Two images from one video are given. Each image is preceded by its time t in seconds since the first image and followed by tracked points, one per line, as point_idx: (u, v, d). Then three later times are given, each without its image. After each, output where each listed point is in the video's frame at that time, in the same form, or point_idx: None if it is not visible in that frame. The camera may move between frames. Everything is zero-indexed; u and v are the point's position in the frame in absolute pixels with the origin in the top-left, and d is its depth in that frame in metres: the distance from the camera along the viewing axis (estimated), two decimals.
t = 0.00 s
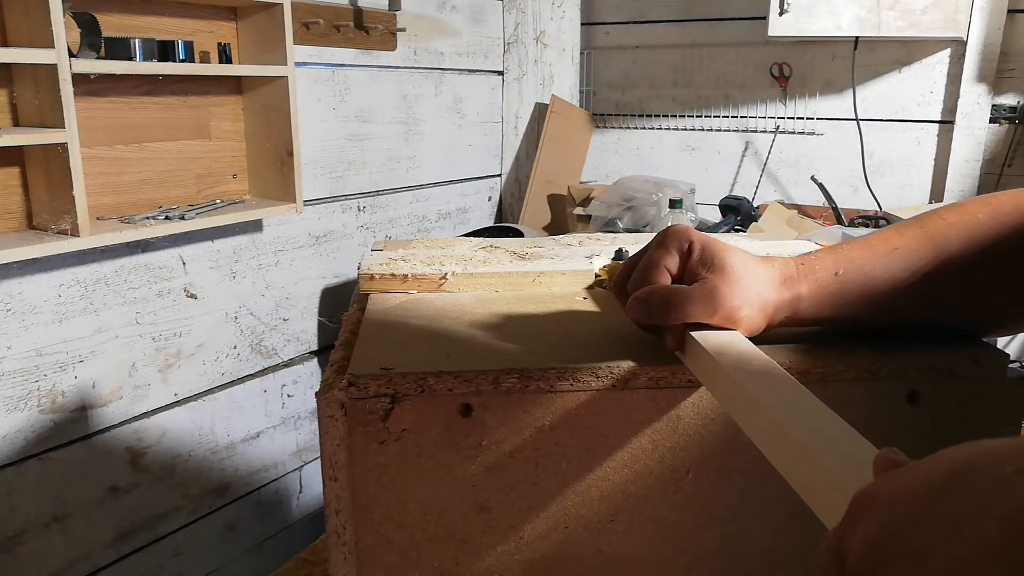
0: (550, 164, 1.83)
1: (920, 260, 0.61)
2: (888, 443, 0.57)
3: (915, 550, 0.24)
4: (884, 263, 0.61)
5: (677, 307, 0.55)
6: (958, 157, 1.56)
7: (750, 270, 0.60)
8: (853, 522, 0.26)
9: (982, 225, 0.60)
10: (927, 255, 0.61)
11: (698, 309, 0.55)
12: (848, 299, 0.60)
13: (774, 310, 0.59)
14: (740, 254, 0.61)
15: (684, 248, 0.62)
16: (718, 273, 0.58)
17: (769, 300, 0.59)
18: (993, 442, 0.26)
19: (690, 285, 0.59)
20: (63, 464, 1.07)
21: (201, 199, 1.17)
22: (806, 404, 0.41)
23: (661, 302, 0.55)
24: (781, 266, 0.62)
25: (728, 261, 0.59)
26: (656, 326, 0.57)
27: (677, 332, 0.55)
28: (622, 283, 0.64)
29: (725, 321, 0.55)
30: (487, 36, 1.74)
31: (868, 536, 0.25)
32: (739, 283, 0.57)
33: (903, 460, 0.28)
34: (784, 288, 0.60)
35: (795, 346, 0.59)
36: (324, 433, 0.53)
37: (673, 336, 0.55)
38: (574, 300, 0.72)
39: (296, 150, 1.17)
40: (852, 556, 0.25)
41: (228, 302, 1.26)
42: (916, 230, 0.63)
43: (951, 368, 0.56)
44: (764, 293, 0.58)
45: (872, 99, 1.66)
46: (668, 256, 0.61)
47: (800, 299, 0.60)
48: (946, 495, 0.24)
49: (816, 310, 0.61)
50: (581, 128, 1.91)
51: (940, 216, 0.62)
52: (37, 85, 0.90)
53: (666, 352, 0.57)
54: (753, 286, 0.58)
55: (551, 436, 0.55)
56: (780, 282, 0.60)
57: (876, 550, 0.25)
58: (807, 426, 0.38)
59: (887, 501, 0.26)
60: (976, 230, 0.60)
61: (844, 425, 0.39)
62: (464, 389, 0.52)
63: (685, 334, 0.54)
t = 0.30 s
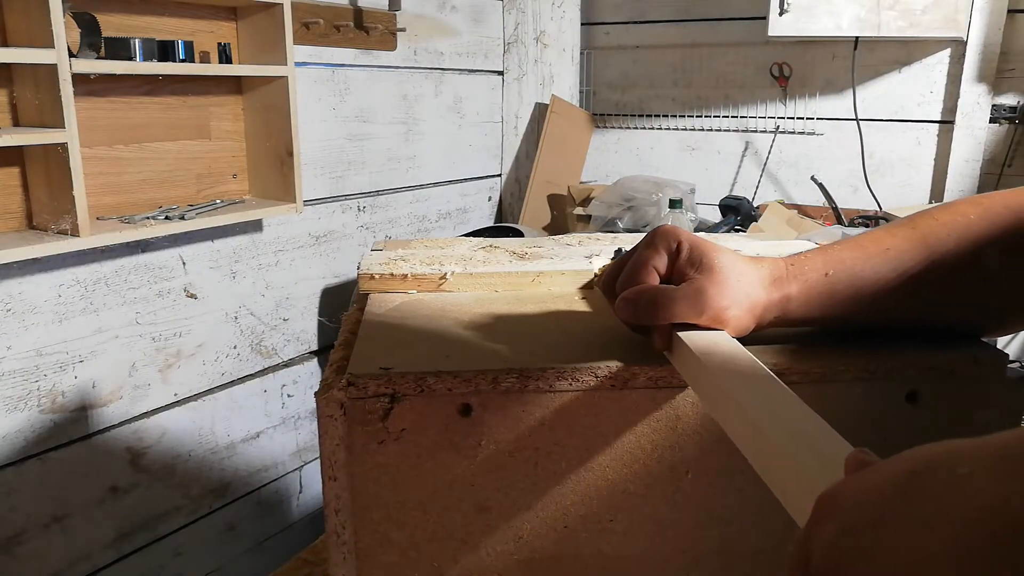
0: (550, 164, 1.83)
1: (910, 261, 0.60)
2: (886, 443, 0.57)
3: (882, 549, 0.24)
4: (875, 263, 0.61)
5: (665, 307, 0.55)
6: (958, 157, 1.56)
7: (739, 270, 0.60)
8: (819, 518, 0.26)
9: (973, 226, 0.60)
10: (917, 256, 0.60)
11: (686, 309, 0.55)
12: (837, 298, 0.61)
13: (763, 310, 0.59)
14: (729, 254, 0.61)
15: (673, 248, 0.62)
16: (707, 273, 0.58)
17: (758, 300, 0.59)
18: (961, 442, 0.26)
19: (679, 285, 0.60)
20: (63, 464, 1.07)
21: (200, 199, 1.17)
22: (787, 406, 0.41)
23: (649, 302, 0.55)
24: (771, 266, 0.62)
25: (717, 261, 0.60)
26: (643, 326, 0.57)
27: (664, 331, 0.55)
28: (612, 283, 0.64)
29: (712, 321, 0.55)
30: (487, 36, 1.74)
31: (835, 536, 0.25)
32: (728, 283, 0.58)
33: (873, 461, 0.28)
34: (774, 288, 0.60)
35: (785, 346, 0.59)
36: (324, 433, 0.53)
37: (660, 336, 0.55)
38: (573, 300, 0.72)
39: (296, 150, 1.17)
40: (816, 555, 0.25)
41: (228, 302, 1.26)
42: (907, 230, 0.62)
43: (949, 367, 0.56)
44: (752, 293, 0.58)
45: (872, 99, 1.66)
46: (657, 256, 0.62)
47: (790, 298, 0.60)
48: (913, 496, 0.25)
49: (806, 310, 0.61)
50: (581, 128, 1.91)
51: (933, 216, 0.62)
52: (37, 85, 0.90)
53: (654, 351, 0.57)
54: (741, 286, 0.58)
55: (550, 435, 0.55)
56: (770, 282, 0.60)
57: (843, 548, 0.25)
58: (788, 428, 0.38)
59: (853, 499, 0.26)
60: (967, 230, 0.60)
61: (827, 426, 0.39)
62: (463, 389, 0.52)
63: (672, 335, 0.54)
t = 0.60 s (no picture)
0: (550, 164, 1.83)
1: (904, 261, 0.61)
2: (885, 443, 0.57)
3: (853, 550, 0.25)
4: (867, 263, 0.61)
5: (656, 307, 0.55)
6: (957, 157, 1.56)
7: (729, 270, 0.60)
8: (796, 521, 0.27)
9: (968, 226, 0.60)
10: (911, 256, 0.61)
11: (676, 309, 0.55)
12: (830, 299, 0.61)
13: (754, 310, 0.59)
14: (721, 254, 0.61)
15: (664, 248, 0.62)
16: (698, 273, 0.59)
17: (749, 301, 0.59)
18: (937, 441, 0.27)
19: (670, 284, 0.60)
20: (64, 465, 1.07)
21: (200, 199, 1.17)
22: (771, 409, 0.41)
23: (640, 302, 0.55)
24: (763, 266, 0.62)
25: (708, 261, 0.60)
26: (633, 326, 0.57)
27: (655, 332, 0.55)
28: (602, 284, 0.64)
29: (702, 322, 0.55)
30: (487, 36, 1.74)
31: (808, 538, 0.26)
32: (719, 283, 0.58)
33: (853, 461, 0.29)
34: (765, 288, 0.60)
35: (776, 345, 0.59)
36: (323, 433, 0.53)
37: (650, 336, 0.55)
38: (573, 300, 0.72)
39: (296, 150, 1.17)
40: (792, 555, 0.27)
41: (228, 302, 1.26)
42: (901, 231, 0.62)
43: (948, 367, 0.56)
44: (743, 293, 0.59)
45: (872, 98, 1.66)
46: (648, 256, 0.62)
47: (781, 299, 0.60)
48: (883, 496, 0.25)
49: (797, 310, 0.61)
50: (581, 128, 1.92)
51: (927, 216, 0.62)
52: (37, 84, 0.90)
53: (644, 351, 0.57)
54: (732, 287, 0.58)
55: (550, 435, 0.55)
56: (761, 281, 0.60)
57: (814, 550, 0.26)
58: (774, 432, 0.38)
59: (825, 503, 0.27)
60: (961, 231, 0.60)
61: (813, 427, 0.39)
62: (462, 389, 0.52)
63: (663, 335, 0.54)
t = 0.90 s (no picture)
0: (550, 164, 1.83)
1: (898, 261, 0.61)
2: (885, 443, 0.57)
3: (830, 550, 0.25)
4: (861, 264, 0.61)
5: (650, 307, 0.55)
6: (957, 157, 1.56)
7: (722, 270, 0.60)
8: (775, 523, 0.28)
9: (962, 227, 0.60)
10: (905, 257, 0.61)
11: (669, 309, 0.55)
12: (824, 299, 0.61)
13: (748, 310, 0.59)
14: (715, 254, 0.61)
15: (657, 248, 0.62)
16: (692, 274, 0.59)
17: (742, 301, 0.59)
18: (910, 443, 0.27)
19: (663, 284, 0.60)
20: (63, 464, 1.07)
21: (200, 199, 1.17)
22: (761, 408, 0.41)
23: (633, 302, 0.55)
24: (756, 266, 0.62)
25: (702, 261, 0.60)
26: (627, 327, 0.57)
27: (648, 332, 0.55)
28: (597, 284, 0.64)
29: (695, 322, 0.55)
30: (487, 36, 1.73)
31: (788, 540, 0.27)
32: (712, 283, 0.58)
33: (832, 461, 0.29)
34: (759, 288, 0.60)
35: (773, 345, 0.59)
36: (323, 432, 0.53)
37: (643, 337, 0.55)
38: (572, 300, 0.72)
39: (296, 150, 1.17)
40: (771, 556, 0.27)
41: (228, 302, 1.26)
42: (895, 231, 0.62)
43: (948, 367, 0.56)
44: (737, 293, 0.59)
45: (872, 98, 1.66)
46: (641, 256, 0.62)
47: (775, 298, 0.60)
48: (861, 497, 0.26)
49: (791, 310, 0.61)
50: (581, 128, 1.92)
51: (922, 216, 0.62)
52: (37, 84, 0.90)
53: (637, 351, 0.57)
54: (725, 287, 0.58)
55: (549, 435, 0.55)
56: (755, 282, 0.60)
57: (795, 552, 0.26)
58: (763, 431, 0.38)
59: (805, 502, 0.27)
60: (955, 231, 0.60)
61: (801, 426, 0.39)
62: (462, 389, 0.52)
63: (656, 335, 0.54)
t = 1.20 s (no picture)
0: (550, 164, 1.83)
1: (892, 261, 0.61)
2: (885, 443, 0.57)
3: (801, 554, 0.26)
4: (853, 265, 0.61)
5: (642, 307, 0.55)
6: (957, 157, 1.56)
7: (715, 270, 0.60)
8: (755, 523, 0.29)
9: (955, 226, 0.60)
10: (899, 256, 0.61)
11: (662, 309, 0.55)
12: (817, 300, 0.61)
13: (740, 311, 0.59)
14: (707, 254, 0.62)
15: (650, 248, 0.62)
16: (684, 274, 0.59)
17: (735, 301, 0.59)
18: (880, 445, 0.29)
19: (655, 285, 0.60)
20: (64, 464, 1.07)
21: (200, 199, 1.17)
22: (751, 403, 0.41)
23: (625, 302, 0.55)
24: (749, 267, 0.62)
25: (695, 262, 0.60)
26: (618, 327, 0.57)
27: (640, 332, 0.55)
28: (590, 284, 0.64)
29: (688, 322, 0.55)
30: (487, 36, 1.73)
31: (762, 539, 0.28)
32: (705, 284, 0.58)
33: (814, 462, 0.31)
34: (751, 289, 0.60)
35: (771, 345, 0.59)
36: (323, 433, 0.53)
37: (635, 337, 0.55)
38: (572, 300, 0.72)
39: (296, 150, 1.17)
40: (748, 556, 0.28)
41: (228, 302, 1.26)
42: (888, 232, 0.63)
43: (948, 367, 0.56)
44: (731, 294, 0.59)
45: (872, 98, 1.66)
46: (634, 256, 0.62)
47: (768, 299, 0.61)
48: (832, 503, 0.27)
49: (784, 311, 0.61)
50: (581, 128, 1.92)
51: (915, 216, 0.62)
52: (37, 84, 0.90)
53: (630, 351, 0.57)
54: (718, 287, 0.58)
55: (549, 435, 0.55)
56: (747, 284, 0.60)
57: (770, 550, 0.27)
58: (755, 427, 0.39)
59: (784, 503, 0.28)
60: (948, 231, 0.60)
61: (785, 424, 0.39)
62: (461, 389, 0.52)
63: (648, 335, 0.54)
